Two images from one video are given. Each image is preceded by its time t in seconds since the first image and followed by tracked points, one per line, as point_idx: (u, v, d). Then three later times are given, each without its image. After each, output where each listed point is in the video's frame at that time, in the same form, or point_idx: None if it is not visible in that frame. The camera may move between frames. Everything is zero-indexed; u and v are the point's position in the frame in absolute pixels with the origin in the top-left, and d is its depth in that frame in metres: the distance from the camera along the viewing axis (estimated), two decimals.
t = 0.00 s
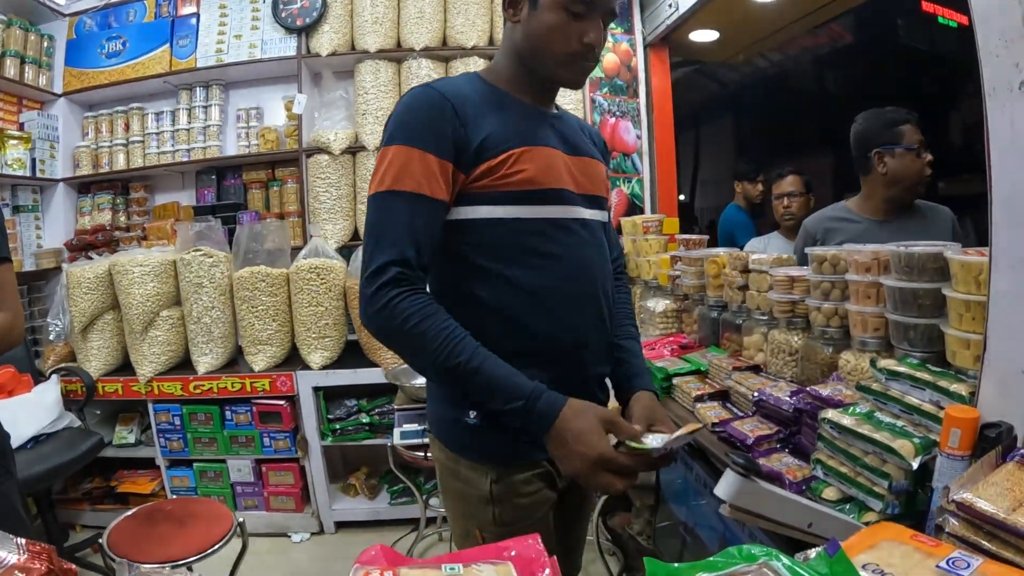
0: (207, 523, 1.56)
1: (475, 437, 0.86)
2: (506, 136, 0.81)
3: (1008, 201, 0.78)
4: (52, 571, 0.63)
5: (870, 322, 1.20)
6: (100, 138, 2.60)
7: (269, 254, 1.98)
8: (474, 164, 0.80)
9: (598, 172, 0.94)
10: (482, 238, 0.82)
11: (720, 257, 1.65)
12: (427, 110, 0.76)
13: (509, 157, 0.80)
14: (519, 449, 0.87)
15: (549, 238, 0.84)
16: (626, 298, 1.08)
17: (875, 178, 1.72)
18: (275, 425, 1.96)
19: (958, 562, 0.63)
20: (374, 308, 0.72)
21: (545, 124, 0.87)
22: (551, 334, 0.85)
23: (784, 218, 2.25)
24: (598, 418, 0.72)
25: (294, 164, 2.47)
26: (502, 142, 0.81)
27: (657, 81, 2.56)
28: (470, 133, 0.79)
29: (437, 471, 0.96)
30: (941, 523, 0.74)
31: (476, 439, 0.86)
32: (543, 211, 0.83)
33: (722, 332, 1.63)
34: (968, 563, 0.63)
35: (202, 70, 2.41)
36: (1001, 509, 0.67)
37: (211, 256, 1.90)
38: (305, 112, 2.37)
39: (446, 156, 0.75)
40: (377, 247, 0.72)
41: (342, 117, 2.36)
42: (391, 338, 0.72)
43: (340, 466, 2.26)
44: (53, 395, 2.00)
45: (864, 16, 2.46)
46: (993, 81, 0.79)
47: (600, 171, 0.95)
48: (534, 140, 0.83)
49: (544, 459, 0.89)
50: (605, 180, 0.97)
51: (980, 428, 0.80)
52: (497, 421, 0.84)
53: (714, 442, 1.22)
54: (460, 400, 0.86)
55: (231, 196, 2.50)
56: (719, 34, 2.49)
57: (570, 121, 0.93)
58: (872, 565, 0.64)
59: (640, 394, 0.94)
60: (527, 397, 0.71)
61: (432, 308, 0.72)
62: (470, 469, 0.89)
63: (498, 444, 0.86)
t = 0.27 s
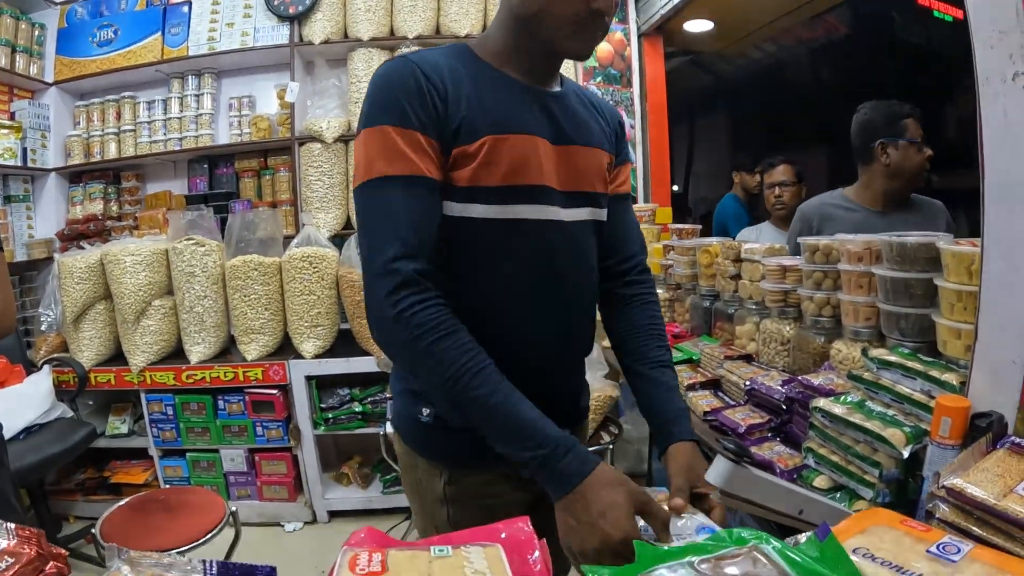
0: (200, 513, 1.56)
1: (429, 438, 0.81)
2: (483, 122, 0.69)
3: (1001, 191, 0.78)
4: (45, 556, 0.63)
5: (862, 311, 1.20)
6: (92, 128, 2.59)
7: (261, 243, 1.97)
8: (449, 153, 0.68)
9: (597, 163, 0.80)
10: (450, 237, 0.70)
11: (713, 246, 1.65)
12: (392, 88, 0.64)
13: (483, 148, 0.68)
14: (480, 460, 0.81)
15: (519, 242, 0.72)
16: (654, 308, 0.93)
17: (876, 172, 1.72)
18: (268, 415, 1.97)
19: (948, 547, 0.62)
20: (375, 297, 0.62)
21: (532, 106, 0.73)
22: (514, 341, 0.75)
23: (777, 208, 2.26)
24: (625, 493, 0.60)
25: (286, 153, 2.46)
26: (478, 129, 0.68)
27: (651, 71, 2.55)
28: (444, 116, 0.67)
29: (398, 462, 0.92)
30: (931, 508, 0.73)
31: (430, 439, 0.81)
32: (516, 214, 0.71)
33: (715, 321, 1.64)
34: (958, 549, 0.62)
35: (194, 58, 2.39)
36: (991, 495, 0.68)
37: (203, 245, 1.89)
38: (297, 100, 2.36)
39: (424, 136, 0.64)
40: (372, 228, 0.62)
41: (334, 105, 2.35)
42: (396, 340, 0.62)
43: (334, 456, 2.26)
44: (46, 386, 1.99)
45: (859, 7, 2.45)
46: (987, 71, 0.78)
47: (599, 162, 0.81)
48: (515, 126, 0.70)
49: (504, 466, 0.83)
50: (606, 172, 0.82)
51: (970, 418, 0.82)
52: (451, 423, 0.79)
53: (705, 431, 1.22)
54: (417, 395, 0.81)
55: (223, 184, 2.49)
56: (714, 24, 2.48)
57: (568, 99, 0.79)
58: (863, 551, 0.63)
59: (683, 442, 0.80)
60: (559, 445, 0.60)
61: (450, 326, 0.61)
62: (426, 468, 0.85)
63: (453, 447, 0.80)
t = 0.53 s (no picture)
0: (182, 501, 1.54)
1: (410, 452, 0.77)
2: (475, 99, 0.62)
3: (997, 188, 0.71)
4: (10, 550, 0.78)
5: (851, 301, 1.20)
6: (77, 112, 2.55)
7: (247, 228, 1.96)
8: (436, 132, 0.61)
9: (593, 145, 0.75)
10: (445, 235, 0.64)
11: (702, 233, 1.65)
12: (371, 52, 0.56)
13: (475, 128, 0.61)
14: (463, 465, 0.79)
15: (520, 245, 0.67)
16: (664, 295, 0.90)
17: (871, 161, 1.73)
18: (254, 400, 1.96)
19: (936, 547, 0.58)
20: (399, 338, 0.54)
21: (526, 79, 0.67)
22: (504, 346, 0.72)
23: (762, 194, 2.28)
24: (683, 525, 0.58)
25: (273, 136, 2.44)
26: (469, 107, 0.62)
27: (642, 56, 2.54)
28: (432, 88, 0.60)
29: (375, 476, 0.89)
30: (918, 505, 0.68)
31: (412, 453, 0.77)
32: (518, 210, 0.65)
33: (703, 309, 1.64)
34: (948, 548, 0.58)
35: (180, 41, 2.36)
36: (981, 493, 0.63)
37: (188, 230, 1.87)
38: (284, 83, 2.33)
39: (409, 106, 0.56)
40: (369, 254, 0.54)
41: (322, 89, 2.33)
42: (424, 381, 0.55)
43: (321, 442, 2.26)
44: (30, 373, 1.97)
45: None
46: (979, 58, 0.72)
47: (595, 144, 0.76)
48: (510, 104, 0.64)
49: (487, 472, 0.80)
50: (602, 153, 0.77)
51: (959, 411, 0.77)
52: (432, 433, 0.76)
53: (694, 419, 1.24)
54: (395, 408, 0.77)
55: (210, 168, 2.47)
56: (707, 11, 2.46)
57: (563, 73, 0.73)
58: (847, 549, 0.59)
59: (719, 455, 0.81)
60: (608, 470, 0.57)
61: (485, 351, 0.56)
62: (405, 483, 0.81)
63: (437, 458, 0.77)
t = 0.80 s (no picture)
0: (165, 489, 1.52)
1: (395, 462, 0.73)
2: (457, 69, 0.57)
3: (992, 174, 0.75)
4: None
5: (842, 291, 1.19)
6: (60, 93, 2.51)
7: (231, 211, 1.93)
8: (409, 101, 0.56)
9: (589, 122, 0.72)
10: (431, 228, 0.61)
11: (691, 219, 1.63)
12: (333, 5, 0.50)
13: (455, 101, 0.57)
14: (458, 471, 0.76)
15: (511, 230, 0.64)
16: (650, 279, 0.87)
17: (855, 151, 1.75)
18: (238, 385, 1.95)
19: (931, 560, 0.62)
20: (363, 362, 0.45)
21: (514, 51, 0.64)
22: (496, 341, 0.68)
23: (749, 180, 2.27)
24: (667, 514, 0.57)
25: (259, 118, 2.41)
26: (449, 77, 0.57)
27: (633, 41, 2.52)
28: (401, 53, 0.54)
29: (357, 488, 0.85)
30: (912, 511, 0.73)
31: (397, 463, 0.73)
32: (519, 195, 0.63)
33: (691, 296, 1.63)
34: (942, 562, 0.61)
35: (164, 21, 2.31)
36: (976, 501, 0.66)
37: (171, 213, 1.84)
38: (270, 64, 2.30)
39: (363, 68, 0.49)
40: (315, 278, 0.45)
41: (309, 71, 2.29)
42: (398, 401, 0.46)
43: (306, 428, 2.25)
44: (12, 358, 1.94)
45: None
46: (981, 49, 0.75)
47: (592, 121, 0.73)
48: (494, 75, 0.60)
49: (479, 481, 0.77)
50: (597, 131, 0.74)
51: (950, 407, 0.80)
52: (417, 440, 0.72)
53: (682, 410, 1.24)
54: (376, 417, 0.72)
55: (194, 150, 2.43)
56: None
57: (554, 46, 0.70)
58: (839, 560, 0.62)
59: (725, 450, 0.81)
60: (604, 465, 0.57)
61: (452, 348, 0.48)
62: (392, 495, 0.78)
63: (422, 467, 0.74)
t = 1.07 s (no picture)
0: (147, 475, 1.50)
1: (382, 456, 0.74)
2: (450, 31, 0.55)
3: (992, 166, 0.80)
4: None
5: (833, 280, 1.17)
6: (44, 73, 2.47)
7: (215, 191, 1.91)
8: (401, 63, 0.54)
9: (584, 101, 0.70)
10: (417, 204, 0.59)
11: (681, 203, 1.62)
12: None
13: (447, 66, 0.55)
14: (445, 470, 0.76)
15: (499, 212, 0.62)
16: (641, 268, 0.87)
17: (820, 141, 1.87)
18: (224, 368, 1.96)
19: (925, 567, 0.62)
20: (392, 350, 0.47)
21: (508, 20, 0.62)
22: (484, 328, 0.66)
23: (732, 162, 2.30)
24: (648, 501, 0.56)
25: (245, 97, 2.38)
26: (442, 39, 0.55)
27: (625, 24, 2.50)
28: (396, 13, 0.53)
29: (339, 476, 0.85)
30: (904, 512, 0.73)
31: (384, 459, 0.74)
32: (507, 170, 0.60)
33: (680, 280, 1.63)
34: (937, 571, 0.61)
35: None
36: (971, 504, 0.67)
37: (155, 193, 1.81)
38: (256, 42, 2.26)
39: (372, 34, 0.49)
40: (339, 252, 0.46)
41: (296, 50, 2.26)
42: (428, 393, 0.49)
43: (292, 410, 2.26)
44: None
45: None
46: (982, 38, 0.80)
47: (587, 99, 0.71)
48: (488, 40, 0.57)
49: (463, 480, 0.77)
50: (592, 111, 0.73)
51: (942, 400, 0.84)
52: (399, 436, 0.73)
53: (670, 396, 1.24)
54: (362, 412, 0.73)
55: (179, 130, 2.41)
56: None
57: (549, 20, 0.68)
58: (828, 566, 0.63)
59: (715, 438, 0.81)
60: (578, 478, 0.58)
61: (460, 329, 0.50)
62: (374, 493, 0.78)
63: (404, 460, 0.74)
